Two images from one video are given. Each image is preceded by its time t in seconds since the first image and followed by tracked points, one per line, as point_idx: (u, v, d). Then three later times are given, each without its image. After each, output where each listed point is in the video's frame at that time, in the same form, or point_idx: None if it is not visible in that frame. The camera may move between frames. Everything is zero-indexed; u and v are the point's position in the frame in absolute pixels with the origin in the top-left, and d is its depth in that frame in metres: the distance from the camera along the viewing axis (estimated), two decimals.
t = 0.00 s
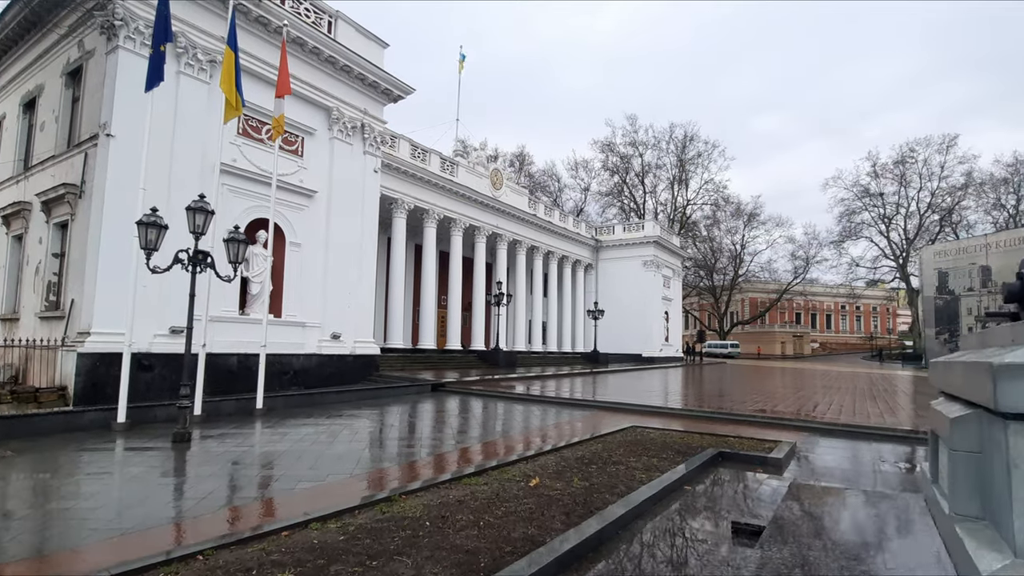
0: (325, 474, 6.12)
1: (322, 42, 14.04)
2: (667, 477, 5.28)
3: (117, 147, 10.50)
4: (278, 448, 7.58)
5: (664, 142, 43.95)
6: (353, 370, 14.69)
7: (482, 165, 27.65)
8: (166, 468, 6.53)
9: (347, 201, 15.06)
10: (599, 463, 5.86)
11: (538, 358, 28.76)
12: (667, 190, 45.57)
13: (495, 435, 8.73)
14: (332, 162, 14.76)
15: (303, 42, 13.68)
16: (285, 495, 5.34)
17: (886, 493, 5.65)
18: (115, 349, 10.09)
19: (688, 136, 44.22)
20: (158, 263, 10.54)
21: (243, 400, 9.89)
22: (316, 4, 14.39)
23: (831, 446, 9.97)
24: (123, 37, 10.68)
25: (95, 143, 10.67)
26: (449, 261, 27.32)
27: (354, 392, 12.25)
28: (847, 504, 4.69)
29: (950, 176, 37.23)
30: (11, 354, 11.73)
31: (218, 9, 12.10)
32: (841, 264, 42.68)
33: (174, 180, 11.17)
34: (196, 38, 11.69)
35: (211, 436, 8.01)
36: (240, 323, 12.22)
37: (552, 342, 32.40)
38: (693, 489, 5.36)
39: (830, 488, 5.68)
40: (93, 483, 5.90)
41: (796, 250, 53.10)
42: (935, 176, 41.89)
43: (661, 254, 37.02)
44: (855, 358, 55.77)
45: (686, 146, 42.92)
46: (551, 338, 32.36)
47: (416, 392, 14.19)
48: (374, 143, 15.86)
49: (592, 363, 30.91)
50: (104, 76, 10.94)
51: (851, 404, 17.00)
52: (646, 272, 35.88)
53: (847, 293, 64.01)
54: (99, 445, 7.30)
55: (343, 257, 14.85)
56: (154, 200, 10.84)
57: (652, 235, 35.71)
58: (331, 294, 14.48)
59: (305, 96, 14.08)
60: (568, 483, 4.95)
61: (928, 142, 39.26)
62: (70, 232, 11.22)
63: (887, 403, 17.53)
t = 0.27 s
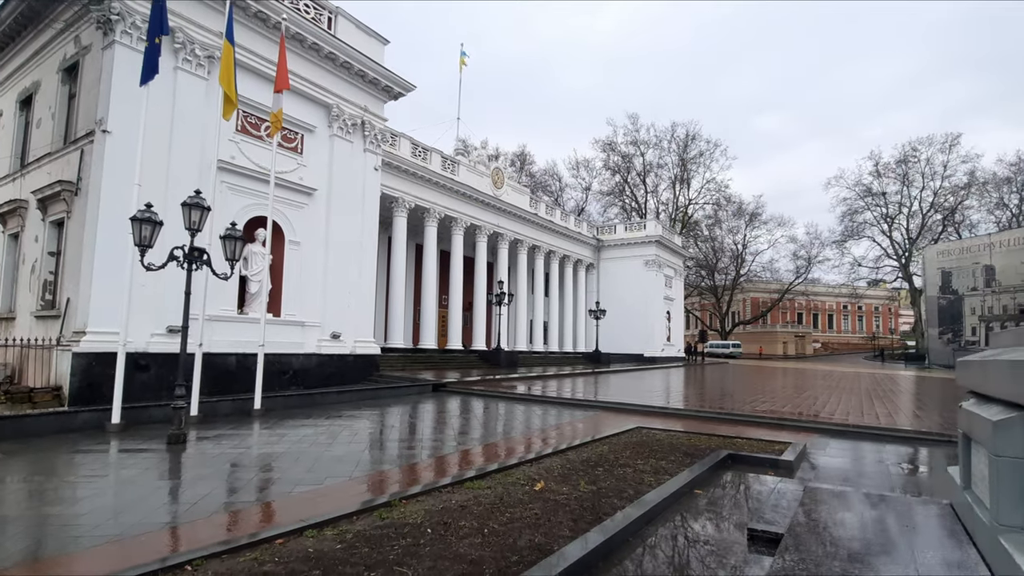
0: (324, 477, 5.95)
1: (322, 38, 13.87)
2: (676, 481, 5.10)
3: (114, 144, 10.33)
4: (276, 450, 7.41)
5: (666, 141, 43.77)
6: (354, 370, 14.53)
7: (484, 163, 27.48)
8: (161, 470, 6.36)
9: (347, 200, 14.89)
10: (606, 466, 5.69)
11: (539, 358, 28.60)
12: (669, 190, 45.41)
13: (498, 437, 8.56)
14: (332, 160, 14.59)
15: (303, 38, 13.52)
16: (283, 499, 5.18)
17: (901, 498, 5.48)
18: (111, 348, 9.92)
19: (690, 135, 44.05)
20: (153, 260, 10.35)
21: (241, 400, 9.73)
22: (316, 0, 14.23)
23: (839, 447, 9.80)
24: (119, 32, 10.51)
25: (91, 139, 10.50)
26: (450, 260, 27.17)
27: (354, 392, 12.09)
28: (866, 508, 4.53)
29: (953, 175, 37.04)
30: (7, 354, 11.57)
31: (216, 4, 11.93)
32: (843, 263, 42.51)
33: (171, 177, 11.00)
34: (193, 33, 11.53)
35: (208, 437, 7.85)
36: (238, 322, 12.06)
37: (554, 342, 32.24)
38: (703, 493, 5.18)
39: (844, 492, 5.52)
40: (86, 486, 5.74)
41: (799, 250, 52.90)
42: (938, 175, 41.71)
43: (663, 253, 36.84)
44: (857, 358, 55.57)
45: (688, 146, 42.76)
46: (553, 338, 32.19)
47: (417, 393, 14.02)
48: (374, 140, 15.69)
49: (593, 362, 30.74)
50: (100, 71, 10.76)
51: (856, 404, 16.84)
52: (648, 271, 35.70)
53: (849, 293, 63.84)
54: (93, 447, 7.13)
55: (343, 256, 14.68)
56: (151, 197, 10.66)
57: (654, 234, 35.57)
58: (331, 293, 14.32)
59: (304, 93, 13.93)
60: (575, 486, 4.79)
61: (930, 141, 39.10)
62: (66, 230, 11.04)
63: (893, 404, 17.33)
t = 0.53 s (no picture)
0: (321, 480, 5.78)
1: (321, 34, 13.69)
2: (684, 486, 4.92)
3: (109, 141, 10.15)
4: (271, 452, 7.23)
5: (667, 140, 43.61)
6: (353, 370, 14.36)
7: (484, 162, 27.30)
8: (154, 474, 6.19)
9: (346, 198, 14.72)
10: (611, 470, 5.51)
11: (541, 359, 28.44)
12: (670, 189, 45.21)
13: (498, 439, 8.38)
14: (331, 158, 14.42)
15: (302, 34, 13.33)
16: (278, 505, 5.00)
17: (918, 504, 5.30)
18: (106, 349, 9.76)
19: (691, 135, 43.86)
20: (146, 259, 10.16)
21: (237, 401, 9.55)
22: None
23: (848, 449, 9.62)
24: (114, 26, 10.32)
25: (85, 136, 10.32)
26: (450, 260, 27.03)
27: (353, 393, 11.92)
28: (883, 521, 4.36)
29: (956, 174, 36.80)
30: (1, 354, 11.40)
31: None
32: (845, 263, 42.30)
33: (167, 175, 10.82)
34: (190, 29, 11.34)
35: (203, 439, 7.66)
36: (236, 322, 11.89)
37: (555, 342, 32.07)
38: (712, 499, 5.01)
39: (859, 498, 5.33)
40: (74, 491, 5.55)
41: (800, 250, 52.73)
42: (940, 174, 41.49)
43: (664, 253, 36.65)
44: (858, 358, 55.36)
45: (689, 145, 42.54)
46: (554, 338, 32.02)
47: (417, 393, 13.85)
48: (374, 138, 15.52)
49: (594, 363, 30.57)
50: (95, 67, 10.58)
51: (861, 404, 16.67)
52: (649, 271, 35.52)
53: (851, 292, 63.64)
54: (84, 450, 6.95)
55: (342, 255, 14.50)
56: (147, 195, 10.48)
57: (656, 233, 35.40)
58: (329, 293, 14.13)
59: (303, 90, 13.74)
60: (580, 492, 4.60)
61: (933, 140, 38.89)
62: (61, 228, 10.86)
63: (898, 405, 17.12)
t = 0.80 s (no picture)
0: (318, 486, 5.62)
1: (319, 31, 13.52)
2: (693, 493, 4.76)
3: (104, 139, 9.99)
4: (268, 457, 7.06)
5: (668, 140, 43.45)
6: (352, 371, 14.20)
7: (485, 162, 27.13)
8: (148, 480, 6.02)
9: (345, 197, 14.56)
10: (617, 476, 5.34)
11: (542, 359, 28.28)
12: (670, 189, 45.04)
13: (500, 442, 8.21)
14: (330, 156, 14.26)
15: (300, 31, 13.17)
16: (273, 512, 4.84)
17: (936, 512, 5.12)
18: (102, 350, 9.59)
19: (692, 134, 43.68)
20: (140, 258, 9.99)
21: (234, 403, 9.39)
22: None
23: (855, 452, 9.45)
24: (108, 22, 10.14)
25: (80, 134, 10.16)
26: (451, 260, 26.88)
27: (352, 395, 11.76)
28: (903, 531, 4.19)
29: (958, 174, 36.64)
30: None
31: None
32: (846, 263, 42.12)
33: (162, 173, 10.66)
34: (186, 25, 11.17)
35: (199, 443, 7.50)
36: (233, 323, 11.74)
37: (556, 342, 31.92)
38: (722, 506, 4.85)
39: (873, 506, 5.16)
40: (63, 498, 5.39)
41: (801, 250, 52.57)
42: (942, 174, 41.33)
43: (666, 253, 36.49)
44: (860, 358, 55.16)
45: (690, 144, 42.37)
46: (555, 338, 31.86)
47: (417, 395, 13.69)
48: (373, 136, 15.36)
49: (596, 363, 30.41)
50: (89, 64, 10.41)
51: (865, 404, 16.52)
52: (651, 271, 35.36)
53: (852, 292, 63.49)
54: (77, 454, 6.79)
55: (341, 254, 14.34)
56: (142, 194, 10.32)
57: (657, 233, 35.23)
58: (328, 293, 13.97)
59: (301, 87, 13.58)
60: (585, 500, 4.44)
61: (934, 139, 38.74)
62: (55, 228, 10.70)
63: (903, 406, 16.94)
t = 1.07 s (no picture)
0: (314, 490, 5.45)
1: (318, 27, 13.34)
2: (703, 498, 4.58)
3: (98, 135, 9.80)
4: (263, 459, 6.88)
5: (669, 139, 43.25)
6: (351, 372, 14.03)
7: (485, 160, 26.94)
8: (139, 483, 5.84)
9: (344, 195, 14.38)
10: (623, 480, 5.16)
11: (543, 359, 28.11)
12: (671, 188, 44.85)
13: (501, 444, 8.03)
14: (328, 154, 14.08)
15: (298, 27, 12.99)
16: (269, 517, 4.67)
17: (956, 517, 4.93)
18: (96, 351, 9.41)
19: (694, 133, 43.47)
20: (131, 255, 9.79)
21: (230, 404, 9.21)
22: None
23: (864, 454, 9.25)
24: (102, 16, 9.95)
25: (73, 130, 9.97)
26: (451, 259, 26.71)
27: (351, 396, 11.58)
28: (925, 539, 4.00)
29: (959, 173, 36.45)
30: None
31: None
32: (848, 263, 41.91)
33: (157, 170, 10.48)
34: (182, 20, 10.99)
35: (193, 446, 7.32)
36: (230, 322, 11.57)
37: (556, 342, 31.75)
38: (733, 512, 4.67)
39: (888, 512, 4.99)
40: (52, 503, 5.21)
41: (803, 249, 52.38)
42: (944, 173, 41.11)
43: (667, 252, 36.31)
44: (861, 358, 55.02)
45: (691, 143, 42.16)
46: (556, 338, 31.69)
47: (417, 395, 13.51)
48: (373, 134, 15.18)
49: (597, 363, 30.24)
50: (83, 59, 10.22)
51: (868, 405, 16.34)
52: (652, 271, 35.17)
53: (853, 292, 63.32)
54: (68, 457, 6.61)
55: (340, 253, 14.16)
56: (136, 190, 10.14)
57: (658, 232, 35.05)
58: (327, 292, 13.80)
59: (299, 84, 13.40)
60: (592, 506, 4.27)
61: (936, 138, 38.53)
62: (49, 226, 10.51)
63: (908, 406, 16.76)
